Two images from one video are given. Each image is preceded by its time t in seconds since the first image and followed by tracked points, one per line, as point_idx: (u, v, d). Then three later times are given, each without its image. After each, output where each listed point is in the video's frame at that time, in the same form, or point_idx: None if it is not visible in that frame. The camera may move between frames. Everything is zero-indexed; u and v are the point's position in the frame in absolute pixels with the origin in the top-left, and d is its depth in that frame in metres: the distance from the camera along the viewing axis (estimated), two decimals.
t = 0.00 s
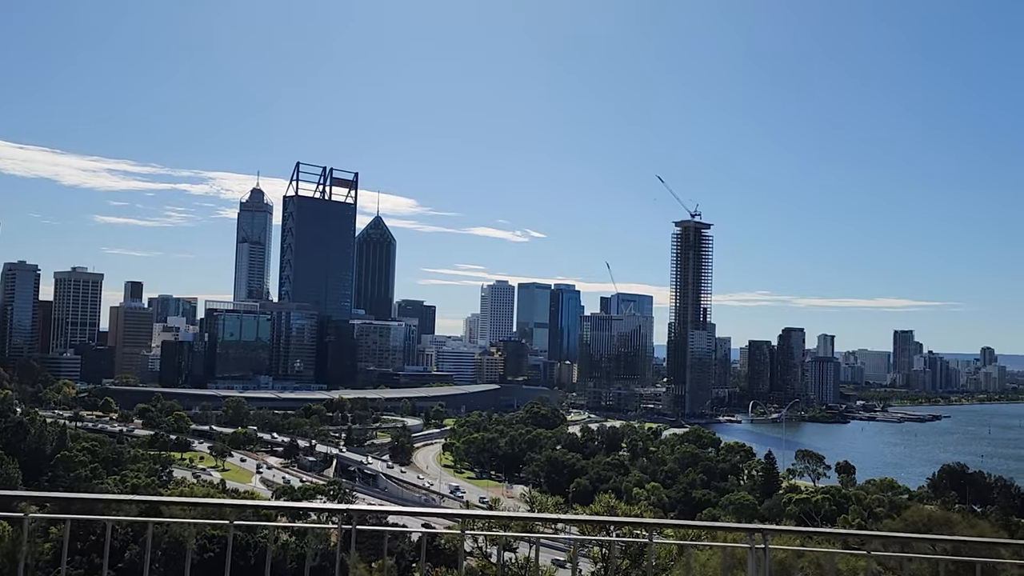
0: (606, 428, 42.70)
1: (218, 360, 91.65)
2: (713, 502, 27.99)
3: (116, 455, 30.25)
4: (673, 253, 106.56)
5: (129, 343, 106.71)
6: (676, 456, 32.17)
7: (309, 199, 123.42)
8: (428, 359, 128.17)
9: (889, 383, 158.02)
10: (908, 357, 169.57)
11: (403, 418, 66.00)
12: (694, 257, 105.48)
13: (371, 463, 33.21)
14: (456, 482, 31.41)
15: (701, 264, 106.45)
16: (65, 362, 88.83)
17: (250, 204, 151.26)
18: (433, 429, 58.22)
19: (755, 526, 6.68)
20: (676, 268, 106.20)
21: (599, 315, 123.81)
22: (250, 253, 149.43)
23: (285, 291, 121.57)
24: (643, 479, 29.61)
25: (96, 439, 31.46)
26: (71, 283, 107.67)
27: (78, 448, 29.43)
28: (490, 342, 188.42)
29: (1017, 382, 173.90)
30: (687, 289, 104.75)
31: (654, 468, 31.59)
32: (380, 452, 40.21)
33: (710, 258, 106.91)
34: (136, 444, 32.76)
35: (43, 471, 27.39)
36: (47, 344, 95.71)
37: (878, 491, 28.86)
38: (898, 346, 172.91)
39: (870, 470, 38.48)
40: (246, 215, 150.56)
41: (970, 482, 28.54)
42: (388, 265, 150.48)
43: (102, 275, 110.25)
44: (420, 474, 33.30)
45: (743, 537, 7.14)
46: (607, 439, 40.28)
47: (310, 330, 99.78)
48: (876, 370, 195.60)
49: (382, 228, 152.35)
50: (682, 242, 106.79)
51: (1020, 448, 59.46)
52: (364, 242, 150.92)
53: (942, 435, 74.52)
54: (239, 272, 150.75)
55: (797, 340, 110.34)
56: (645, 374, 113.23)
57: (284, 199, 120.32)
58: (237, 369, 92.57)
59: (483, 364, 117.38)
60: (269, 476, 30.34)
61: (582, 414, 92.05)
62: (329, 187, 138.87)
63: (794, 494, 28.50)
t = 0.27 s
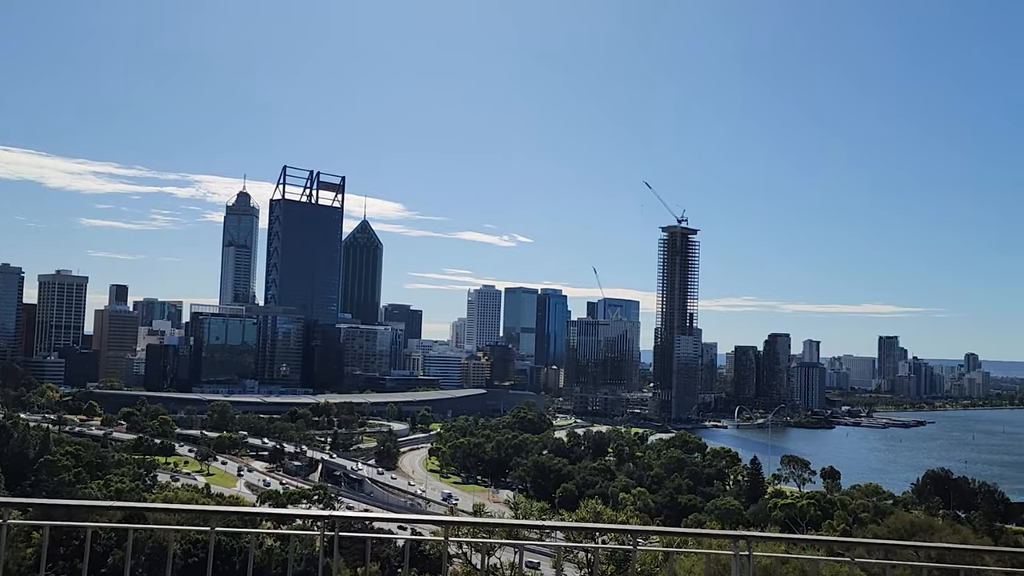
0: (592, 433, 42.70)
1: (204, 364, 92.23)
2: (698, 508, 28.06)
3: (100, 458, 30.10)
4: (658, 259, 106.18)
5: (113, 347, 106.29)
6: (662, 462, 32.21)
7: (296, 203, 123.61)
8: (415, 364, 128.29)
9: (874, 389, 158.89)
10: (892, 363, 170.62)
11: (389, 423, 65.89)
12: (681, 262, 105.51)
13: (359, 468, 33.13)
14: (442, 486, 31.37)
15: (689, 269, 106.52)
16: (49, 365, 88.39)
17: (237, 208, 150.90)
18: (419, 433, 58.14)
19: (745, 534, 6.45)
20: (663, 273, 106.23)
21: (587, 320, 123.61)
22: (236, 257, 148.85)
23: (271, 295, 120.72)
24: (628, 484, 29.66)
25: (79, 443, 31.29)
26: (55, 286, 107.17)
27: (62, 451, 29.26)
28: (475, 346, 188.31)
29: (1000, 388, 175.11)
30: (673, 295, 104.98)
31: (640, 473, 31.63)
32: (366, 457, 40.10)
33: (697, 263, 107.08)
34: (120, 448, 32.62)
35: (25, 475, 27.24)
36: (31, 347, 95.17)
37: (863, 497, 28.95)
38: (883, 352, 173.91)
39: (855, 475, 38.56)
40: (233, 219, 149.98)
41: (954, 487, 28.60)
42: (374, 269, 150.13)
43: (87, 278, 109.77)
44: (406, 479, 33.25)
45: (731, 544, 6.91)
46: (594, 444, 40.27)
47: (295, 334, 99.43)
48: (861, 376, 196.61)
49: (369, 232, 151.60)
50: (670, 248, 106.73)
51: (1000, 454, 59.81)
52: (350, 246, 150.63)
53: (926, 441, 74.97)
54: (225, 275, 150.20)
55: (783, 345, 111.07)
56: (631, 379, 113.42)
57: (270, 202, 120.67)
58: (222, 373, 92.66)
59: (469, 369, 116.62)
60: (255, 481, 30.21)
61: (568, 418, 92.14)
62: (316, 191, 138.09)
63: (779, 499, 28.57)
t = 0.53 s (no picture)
0: (574, 438, 42.71)
1: (184, 367, 90.93)
2: (680, 512, 28.12)
3: (78, 463, 29.89)
4: (642, 264, 106.95)
5: (93, 350, 105.63)
6: (644, 467, 32.25)
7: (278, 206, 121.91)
8: (398, 368, 128.13)
9: (854, 394, 159.93)
10: (873, 368, 171.85)
11: (370, 427, 65.64)
12: (663, 267, 105.89)
13: (341, 473, 32.95)
14: (422, 491, 31.31)
15: (671, 274, 106.88)
16: (28, 369, 87.68)
17: (218, 211, 149.87)
18: (402, 438, 57.98)
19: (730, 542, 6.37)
20: (645, 279, 106.53)
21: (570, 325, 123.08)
22: (217, 260, 147.98)
23: (253, 298, 120.69)
24: (610, 489, 29.69)
25: (58, 447, 31.04)
26: (34, 289, 106.47)
27: (40, 456, 29.01)
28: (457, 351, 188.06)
29: (979, 394, 176.62)
30: (655, 300, 105.27)
31: (622, 477, 31.65)
32: (348, 462, 39.96)
33: (679, 268, 107.40)
34: (99, 453, 32.39)
35: (2, 480, 26.99)
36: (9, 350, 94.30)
37: (843, 502, 29.09)
38: (864, 358, 175.11)
39: (834, 480, 38.64)
40: (214, 222, 148.47)
41: (933, 492, 28.72)
42: (356, 272, 149.63)
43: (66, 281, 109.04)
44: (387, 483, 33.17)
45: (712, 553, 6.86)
46: (575, 449, 40.25)
47: (277, 338, 99.35)
48: (842, 382, 197.92)
49: (352, 236, 151.22)
50: (652, 252, 106.94)
51: (977, 458, 60.21)
52: (332, 249, 150.28)
53: (905, 446, 75.41)
54: (206, 278, 149.35)
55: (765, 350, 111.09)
56: (614, 384, 113.52)
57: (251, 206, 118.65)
58: (203, 377, 91.63)
59: (451, 374, 114.46)
60: (237, 485, 30.04)
61: (551, 423, 92.10)
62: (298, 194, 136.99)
63: (760, 505, 28.66)
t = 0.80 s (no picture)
0: (551, 441, 42.72)
1: (160, 371, 90.47)
2: (657, 517, 28.17)
3: (51, 467, 29.60)
4: (619, 269, 106.47)
5: (67, 354, 104.74)
6: (621, 471, 32.27)
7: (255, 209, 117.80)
8: (374, 372, 127.26)
9: (830, 398, 161.33)
10: (847, 373, 173.44)
11: (347, 431, 65.40)
12: (641, 272, 105.84)
13: (317, 477, 32.78)
14: (399, 495, 31.18)
15: (649, 279, 106.98)
16: None
17: (194, 213, 146.87)
18: (379, 442, 57.80)
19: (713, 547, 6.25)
20: (622, 284, 106.43)
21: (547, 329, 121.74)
22: (194, 263, 146.68)
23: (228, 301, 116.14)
24: (587, 493, 29.73)
25: (29, 452, 30.70)
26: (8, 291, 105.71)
27: (11, 461, 28.69)
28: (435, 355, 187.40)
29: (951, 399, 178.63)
30: (633, 305, 105.21)
31: (599, 482, 31.65)
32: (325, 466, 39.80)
33: (656, 274, 107.24)
34: (73, 457, 32.08)
35: None
36: None
37: (819, 506, 29.22)
38: (839, 362, 176.63)
39: (809, 484, 38.81)
40: (191, 224, 144.63)
41: (907, 496, 28.93)
42: (333, 275, 149.11)
43: (40, 284, 108.23)
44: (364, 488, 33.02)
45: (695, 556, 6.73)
46: (552, 453, 40.24)
47: (253, 342, 98.95)
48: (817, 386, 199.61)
49: (330, 239, 151.33)
50: (629, 257, 106.41)
51: (949, 463, 60.81)
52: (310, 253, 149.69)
53: (879, 450, 76.05)
54: (182, 281, 148.30)
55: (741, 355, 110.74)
56: (591, 388, 113.69)
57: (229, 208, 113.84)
58: (178, 380, 91.08)
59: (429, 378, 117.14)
60: (212, 490, 29.83)
61: (529, 427, 92.08)
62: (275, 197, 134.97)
63: (736, 508, 28.72)
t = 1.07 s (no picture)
0: (525, 444, 42.73)
1: (128, 374, 89.17)
2: (629, 519, 28.27)
3: (19, 471, 29.29)
4: (593, 273, 106.46)
5: (33, 356, 103.67)
6: (594, 473, 32.36)
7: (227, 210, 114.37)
8: (346, 375, 126.98)
9: (799, 402, 162.83)
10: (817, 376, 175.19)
11: (318, 434, 65.04)
12: (613, 276, 105.97)
13: (287, 481, 32.58)
14: (370, 499, 31.06)
15: (621, 283, 107.12)
16: None
17: (164, 214, 145.01)
18: (351, 445, 57.52)
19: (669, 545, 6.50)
20: (595, 287, 106.74)
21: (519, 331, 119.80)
22: (163, 264, 144.65)
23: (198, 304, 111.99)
24: (559, 496, 29.77)
25: None
26: None
27: None
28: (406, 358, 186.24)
29: (918, 403, 180.77)
30: (605, 309, 105.60)
31: (571, 485, 31.69)
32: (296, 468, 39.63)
33: (628, 278, 107.37)
34: (39, 461, 31.71)
35: None
36: None
37: (789, 508, 29.44)
38: (809, 366, 178.49)
39: (780, 487, 39.09)
40: (161, 225, 143.10)
41: (875, 499, 29.26)
42: (305, 278, 146.69)
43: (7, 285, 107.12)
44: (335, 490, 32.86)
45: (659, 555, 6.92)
46: (525, 456, 40.26)
47: (223, 345, 98.08)
48: (787, 390, 201.48)
49: (302, 242, 148.77)
50: (602, 261, 106.61)
51: (916, 466, 61.44)
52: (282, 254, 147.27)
53: (847, 453, 76.69)
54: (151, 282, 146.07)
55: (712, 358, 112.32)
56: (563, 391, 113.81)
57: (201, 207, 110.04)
58: (146, 384, 90.09)
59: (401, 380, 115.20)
60: (184, 494, 29.58)
61: (500, 431, 92.05)
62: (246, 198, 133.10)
63: (707, 510, 28.85)
